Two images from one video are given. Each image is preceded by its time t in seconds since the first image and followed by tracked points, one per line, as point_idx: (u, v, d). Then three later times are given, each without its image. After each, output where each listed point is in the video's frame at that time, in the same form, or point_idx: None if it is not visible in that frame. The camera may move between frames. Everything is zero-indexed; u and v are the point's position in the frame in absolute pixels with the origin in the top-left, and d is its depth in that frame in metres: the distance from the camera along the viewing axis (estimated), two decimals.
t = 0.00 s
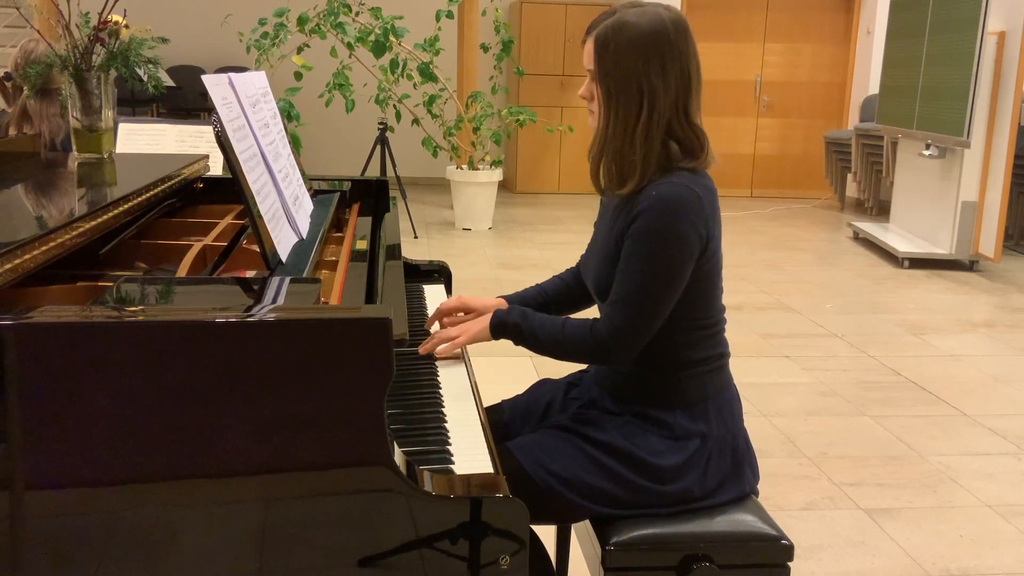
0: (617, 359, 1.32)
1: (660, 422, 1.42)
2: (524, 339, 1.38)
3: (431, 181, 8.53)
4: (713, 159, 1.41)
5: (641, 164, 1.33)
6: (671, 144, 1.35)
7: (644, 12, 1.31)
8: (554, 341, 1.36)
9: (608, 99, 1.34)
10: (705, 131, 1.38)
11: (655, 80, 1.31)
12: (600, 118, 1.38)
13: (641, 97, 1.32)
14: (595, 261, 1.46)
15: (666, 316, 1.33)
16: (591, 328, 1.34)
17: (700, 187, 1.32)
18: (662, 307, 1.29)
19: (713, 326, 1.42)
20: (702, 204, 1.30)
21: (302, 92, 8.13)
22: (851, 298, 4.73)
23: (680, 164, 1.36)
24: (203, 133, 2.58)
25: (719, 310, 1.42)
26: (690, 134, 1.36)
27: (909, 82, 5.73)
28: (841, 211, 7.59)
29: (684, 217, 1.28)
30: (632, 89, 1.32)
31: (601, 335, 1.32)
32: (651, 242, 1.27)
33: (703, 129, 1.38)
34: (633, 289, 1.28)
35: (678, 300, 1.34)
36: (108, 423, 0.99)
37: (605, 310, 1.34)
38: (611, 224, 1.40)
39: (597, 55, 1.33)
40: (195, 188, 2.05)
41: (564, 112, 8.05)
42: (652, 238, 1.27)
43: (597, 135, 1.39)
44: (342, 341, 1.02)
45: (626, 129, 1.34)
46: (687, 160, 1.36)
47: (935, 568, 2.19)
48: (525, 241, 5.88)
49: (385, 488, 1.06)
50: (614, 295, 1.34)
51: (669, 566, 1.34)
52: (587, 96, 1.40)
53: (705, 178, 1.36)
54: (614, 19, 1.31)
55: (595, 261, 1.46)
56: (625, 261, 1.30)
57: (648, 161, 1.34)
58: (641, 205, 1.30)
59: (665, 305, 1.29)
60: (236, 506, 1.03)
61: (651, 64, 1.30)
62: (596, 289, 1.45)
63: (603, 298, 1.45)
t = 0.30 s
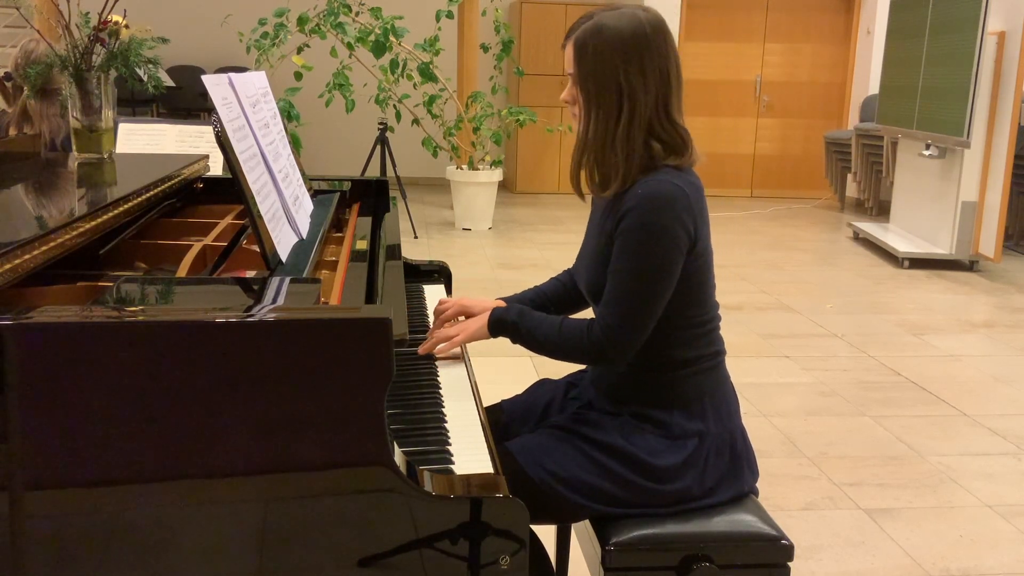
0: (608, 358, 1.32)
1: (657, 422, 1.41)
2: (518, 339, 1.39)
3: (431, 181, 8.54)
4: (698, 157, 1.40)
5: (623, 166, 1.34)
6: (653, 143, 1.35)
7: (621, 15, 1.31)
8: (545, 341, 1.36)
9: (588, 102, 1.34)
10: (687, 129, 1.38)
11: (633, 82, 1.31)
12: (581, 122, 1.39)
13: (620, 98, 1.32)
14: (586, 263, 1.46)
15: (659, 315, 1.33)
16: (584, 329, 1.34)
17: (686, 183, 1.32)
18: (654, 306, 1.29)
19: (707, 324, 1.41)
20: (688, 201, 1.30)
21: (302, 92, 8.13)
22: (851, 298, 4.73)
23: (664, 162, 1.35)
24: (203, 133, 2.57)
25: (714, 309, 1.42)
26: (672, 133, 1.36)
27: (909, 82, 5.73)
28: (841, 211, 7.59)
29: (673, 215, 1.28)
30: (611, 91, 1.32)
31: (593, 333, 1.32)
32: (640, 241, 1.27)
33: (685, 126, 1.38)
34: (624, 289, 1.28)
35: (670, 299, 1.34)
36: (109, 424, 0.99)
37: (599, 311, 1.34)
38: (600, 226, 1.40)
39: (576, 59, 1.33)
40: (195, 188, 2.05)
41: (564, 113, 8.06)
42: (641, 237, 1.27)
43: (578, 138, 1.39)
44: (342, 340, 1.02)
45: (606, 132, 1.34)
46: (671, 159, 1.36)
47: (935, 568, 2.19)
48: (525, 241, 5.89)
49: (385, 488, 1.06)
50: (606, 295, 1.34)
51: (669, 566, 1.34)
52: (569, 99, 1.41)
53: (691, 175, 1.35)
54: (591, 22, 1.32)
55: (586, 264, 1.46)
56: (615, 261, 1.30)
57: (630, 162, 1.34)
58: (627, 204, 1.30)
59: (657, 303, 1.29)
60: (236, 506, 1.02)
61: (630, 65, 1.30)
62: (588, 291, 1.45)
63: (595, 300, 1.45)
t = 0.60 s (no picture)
0: (603, 365, 1.33)
1: (654, 423, 1.41)
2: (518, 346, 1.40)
3: (431, 181, 8.54)
4: (685, 158, 1.40)
5: (607, 169, 1.34)
6: (638, 146, 1.35)
7: (605, 17, 1.31)
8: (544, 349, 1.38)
9: (571, 105, 1.34)
10: (673, 131, 1.38)
11: (616, 86, 1.31)
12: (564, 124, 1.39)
13: (603, 102, 1.32)
14: (580, 267, 1.46)
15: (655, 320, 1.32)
16: (581, 337, 1.34)
17: (676, 187, 1.31)
18: (648, 311, 1.28)
19: (703, 324, 1.41)
20: (677, 203, 1.29)
21: (301, 92, 8.13)
22: (851, 298, 4.73)
23: (650, 165, 1.35)
24: (203, 133, 2.57)
25: (710, 309, 1.42)
26: (657, 135, 1.36)
27: (909, 82, 5.73)
28: (841, 211, 7.59)
29: (665, 218, 1.27)
30: (594, 96, 1.32)
31: (589, 341, 1.33)
32: (633, 246, 1.27)
33: (670, 129, 1.38)
34: (619, 294, 1.28)
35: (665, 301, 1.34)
36: (108, 424, 0.99)
37: (595, 317, 1.34)
38: (592, 231, 1.39)
39: (560, 63, 1.33)
40: (195, 188, 2.05)
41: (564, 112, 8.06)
42: (633, 242, 1.27)
43: (562, 139, 1.39)
44: (340, 340, 1.02)
45: (589, 135, 1.35)
46: (657, 161, 1.36)
47: (935, 568, 2.19)
48: (525, 241, 5.89)
49: (385, 489, 1.05)
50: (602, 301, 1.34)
51: (670, 566, 1.34)
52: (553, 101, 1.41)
53: (680, 178, 1.35)
54: (574, 25, 1.31)
55: (580, 268, 1.46)
56: (608, 267, 1.30)
57: (614, 166, 1.34)
58: (618, 209, 1.29)
59: (652, 307, 1.29)
60: (236, 506, 1.03)
61: (612, 69, 1.30)
62: (582, 295, 1.45)
63: (590, 304, 1.45)
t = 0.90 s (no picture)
0: (607, 368, 1.32)
1: (656, 424, 1.41)
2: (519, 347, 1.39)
3: (431, 181, 8.54)
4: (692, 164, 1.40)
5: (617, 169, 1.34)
6: (647, 147, 1.34)
7: (623, 15, 1.31)
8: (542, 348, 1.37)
9: (583, 100, 1.34)
10: (682, 136, 1.38)
11: (630, 84, 1.30)
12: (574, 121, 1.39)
13: (615, 100, 1.32)
14: (583, 268, 1.45)
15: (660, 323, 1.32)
16: (587, 338, 1.34)
17: (683, 190, 1.32)
18: (653, 314, 1.28)
19: (704, 325, 1.41)
20: (684, 207, 1.30)
21: (301, 92, 8.13)
22: (851, 298, 4.73)
23: (658, 167, 1.35)
24: (203, 133, 2.57)
25: (710, 310, 1.42)
26: (667, 138, 1.36)
27: (909, 82, 5.73)
28: (841, 211, 7.60)
29: (672, 221, 1.28)
30: (608, 93, 1.31)
31: (594, 343, 1.33)
32: (639, 249, 1.27)
33: (681, 132, 1.38)
34: (624, 296, 1.28)
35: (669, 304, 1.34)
36: (109, 423, 0.99)
37: (599, 320, 1.34)
38: (598, 232, 1.39)
39: (575, 58, 1.33)
40: (195, 188, 2.05)
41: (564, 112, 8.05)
42: (640, 244, 1.27)
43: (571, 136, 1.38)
44: (341, 341, 1.02)
45: (601, 132, 1.34)
46: (664, 165, 1.35)
47: (935, 568, 2.19)
48: (525, 241, 5.89)
49: (385, 488, 1.05)
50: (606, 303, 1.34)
51: (669, 566, 1.34)
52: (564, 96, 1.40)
53: (688, 183, 1.35)
54: (591, 22, 1.31)
55: (584, 269, 1.45)
56: (614, 270, 1.30)
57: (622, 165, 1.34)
58: (626, 212, 1.29)
59: (658, 309, 1.29)
60: (236, 506, 1.02)
61: (627, 68, 1.30)
62: (586, 296, 1.45)
63: (594, 306, 1.45)
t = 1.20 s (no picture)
0: (623, 368, 1.32)
1: (661, 425, 1.41)
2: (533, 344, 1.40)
3: (431, 181, 8.54)
4: (717, 166, 1.40)
5: (645, 165, 1.34)
6: (676, 148, 1.35)
7: (661, 11, 1.31)
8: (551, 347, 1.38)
9: (617, 94, 1.33)
10: (711, 137, 1.38)
11: (665, 81, 1.30)
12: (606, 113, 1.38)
13: (651, 96, 1.31)
14: (595, 265, 1.45)
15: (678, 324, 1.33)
16: (602, 336, 1.33)
17: (704, 192, 1.32)
18: (670, 314, 1.28)
19: (712, 328, 1.41)
20: (705, 209, 1.30)
21: (301, 92, 8.13)
22: (851, 298, 4.74)
23: (685, 168, 1.35)
24: (203, 133, 2.57)
25: (719, 314, 1.42)
26: (696, 140, 1.36)
27: (909, 82, 5.73)
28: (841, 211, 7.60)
29: (692, 223, 1.27)
30: (642, 88, 1.31)
31: (610, 341, 1.31)
32: (657, 249, 1.27)
33: (709, 134, 1.38)
34: (642, 295, 1.28)
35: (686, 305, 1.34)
36: (108, 424, 0.99)
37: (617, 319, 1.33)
38: (616, 229, 1.39)
39: (611, 49, 1.32)
40: (195, 188, 2.05)
41: (564, 112, 8.05)
42: (658, 244, 1.27)
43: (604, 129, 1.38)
44: (338, 342, 1.02)
45: (633, 127, 1.34)
46: (691, 166, 1.36)
47: (935, 568, 2.19)
48: (525, 241, 5.89)
49: (384, 489, 1.05)
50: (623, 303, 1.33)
51: (669, 566, 1.34)
52: (595, 87, 1.40)
53: (709, 185, 1.35)
54: (630, 14, 1.31)
55: (595, 266, 1.45)
56: (632, 269, 1.30)
57: (652, 163, 1.34)
58: (646, 213, 1.29)
59: (675, 310, 1.29)
60: (236, 507, 1.02)
61: (664, 65, 1.30)
62: (597, 293, 1.45)
63: (605, 304, 1.45)
